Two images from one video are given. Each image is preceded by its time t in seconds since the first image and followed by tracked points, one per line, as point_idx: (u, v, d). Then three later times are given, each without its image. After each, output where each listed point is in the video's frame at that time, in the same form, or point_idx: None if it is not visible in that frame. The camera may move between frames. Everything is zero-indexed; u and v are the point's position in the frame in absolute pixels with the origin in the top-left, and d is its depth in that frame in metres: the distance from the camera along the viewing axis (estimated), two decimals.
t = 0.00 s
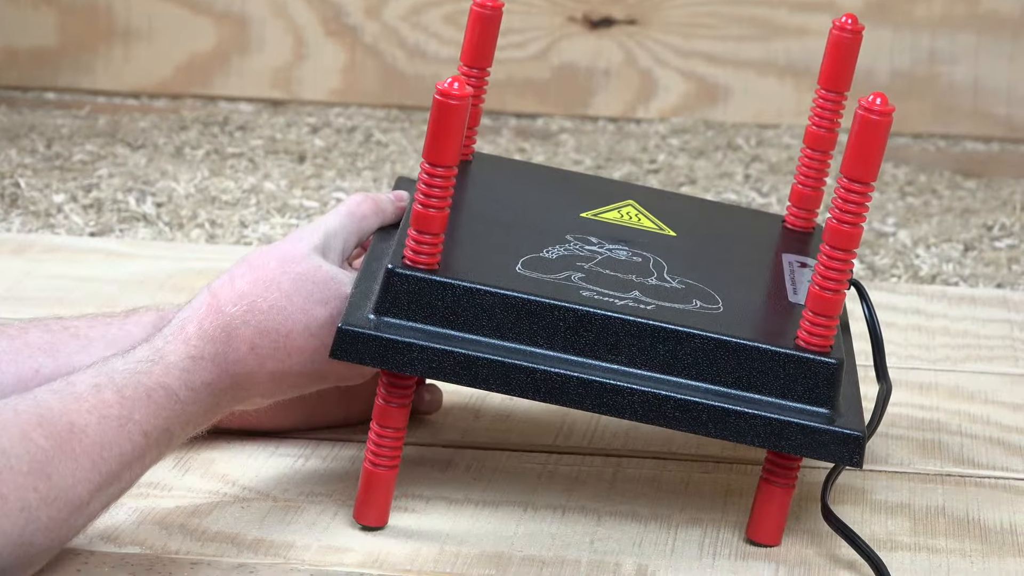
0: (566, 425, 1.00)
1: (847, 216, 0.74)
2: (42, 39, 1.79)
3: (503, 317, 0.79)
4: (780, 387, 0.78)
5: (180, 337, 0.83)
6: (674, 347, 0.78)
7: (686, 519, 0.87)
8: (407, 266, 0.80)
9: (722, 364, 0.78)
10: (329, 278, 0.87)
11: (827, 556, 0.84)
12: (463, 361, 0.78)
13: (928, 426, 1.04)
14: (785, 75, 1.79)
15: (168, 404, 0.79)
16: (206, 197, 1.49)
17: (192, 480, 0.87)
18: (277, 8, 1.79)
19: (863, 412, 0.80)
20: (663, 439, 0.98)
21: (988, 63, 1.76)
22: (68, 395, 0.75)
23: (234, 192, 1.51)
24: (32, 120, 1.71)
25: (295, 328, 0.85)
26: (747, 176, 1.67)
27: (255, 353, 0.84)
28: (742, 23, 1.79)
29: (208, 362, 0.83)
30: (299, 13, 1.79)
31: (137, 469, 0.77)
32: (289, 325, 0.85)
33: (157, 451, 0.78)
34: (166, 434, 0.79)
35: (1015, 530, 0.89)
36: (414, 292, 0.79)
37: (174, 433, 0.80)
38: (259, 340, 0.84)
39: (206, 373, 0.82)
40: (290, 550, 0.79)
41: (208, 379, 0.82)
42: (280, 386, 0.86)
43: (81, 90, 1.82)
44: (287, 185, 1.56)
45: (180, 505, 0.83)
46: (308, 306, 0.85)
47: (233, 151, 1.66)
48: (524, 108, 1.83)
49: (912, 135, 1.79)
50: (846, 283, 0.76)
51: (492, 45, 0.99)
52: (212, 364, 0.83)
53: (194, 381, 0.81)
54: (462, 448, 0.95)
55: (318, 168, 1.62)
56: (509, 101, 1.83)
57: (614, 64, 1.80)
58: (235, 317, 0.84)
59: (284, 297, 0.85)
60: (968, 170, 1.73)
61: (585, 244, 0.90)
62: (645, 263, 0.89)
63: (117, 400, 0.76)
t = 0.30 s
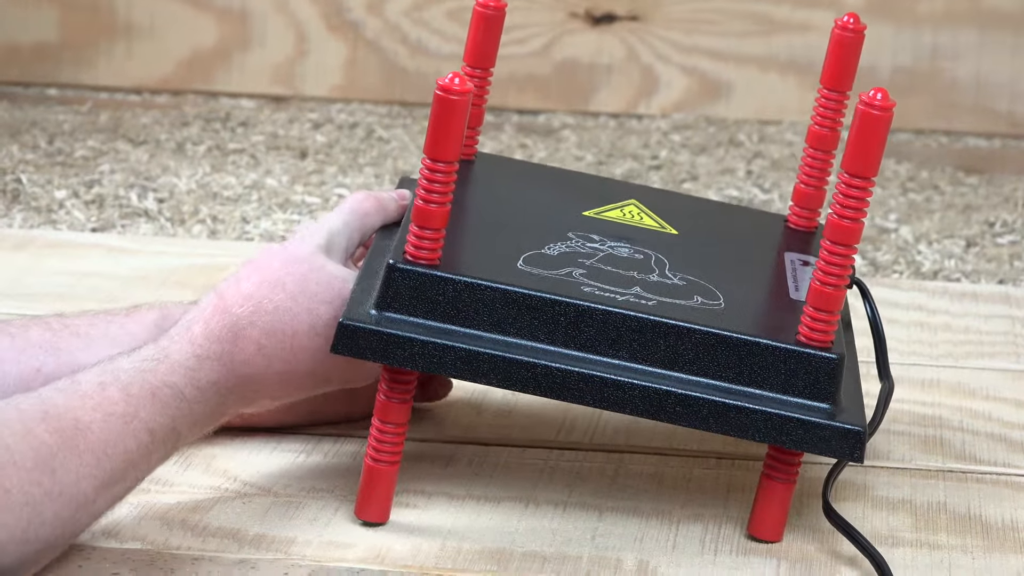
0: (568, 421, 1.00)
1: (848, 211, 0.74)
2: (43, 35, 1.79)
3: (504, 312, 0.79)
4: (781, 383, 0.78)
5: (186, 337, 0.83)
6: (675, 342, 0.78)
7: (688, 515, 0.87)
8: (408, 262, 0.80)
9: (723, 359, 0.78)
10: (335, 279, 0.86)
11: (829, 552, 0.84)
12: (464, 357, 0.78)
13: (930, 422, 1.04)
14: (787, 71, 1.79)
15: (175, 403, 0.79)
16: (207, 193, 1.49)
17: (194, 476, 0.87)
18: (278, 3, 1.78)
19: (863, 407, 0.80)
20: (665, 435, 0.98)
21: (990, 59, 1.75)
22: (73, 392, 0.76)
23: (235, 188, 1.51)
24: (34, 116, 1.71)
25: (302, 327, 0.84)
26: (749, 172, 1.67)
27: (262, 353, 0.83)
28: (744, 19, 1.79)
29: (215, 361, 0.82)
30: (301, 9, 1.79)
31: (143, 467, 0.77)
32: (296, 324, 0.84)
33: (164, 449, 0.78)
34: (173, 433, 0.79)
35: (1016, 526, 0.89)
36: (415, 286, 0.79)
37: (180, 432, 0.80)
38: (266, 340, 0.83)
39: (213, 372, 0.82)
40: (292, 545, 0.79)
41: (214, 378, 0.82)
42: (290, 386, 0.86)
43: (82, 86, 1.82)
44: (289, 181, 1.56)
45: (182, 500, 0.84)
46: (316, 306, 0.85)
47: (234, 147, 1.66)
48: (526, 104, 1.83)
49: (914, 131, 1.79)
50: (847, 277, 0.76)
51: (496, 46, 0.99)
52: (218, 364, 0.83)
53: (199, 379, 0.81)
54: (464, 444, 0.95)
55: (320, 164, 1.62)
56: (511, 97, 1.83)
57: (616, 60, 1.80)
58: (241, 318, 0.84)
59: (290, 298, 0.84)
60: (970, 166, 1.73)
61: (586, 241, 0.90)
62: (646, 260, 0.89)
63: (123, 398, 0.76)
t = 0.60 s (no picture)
0: (565, 425, 1.00)
1: (836, 201, 0.75)
2: (43, 39, 1.79)
3: (499, 310, 0.79)
4: (777, 372, 0.78)
5: (198, 363, 0.86)
6: (669, 336, 0.78)
7: (686, 520, 0.87)
8: (403, 263, 0.80)
9: (718, 352, 0.78)
10: (337, 308, 0.89)
11: (828, 556, 0.84)
12: (460, 354, 0.78)
13: (928, 427, 1.04)
14: (786, 75, 1.79)
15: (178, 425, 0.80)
16: (206, 197, 1.49)
17: (193, 481, 0.87)
18: (278, 7, 1.79)
19: (860, 397, 0.80)
20: (663, 439, 0.98)
21: (989, 62, 1.75)
22: (82, 406, 0.76)
23: (234, 192, 1.51)
24: (33, 119, 1.71)
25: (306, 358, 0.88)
26: (748, 175, 1.67)
27: (270, 384, 0.87)
28: (743, 23, 1.79)
29: (224, 389, 0.85)
30: (300, 13, 1.79)
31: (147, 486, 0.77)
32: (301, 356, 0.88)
33: (167, 473, 0.78)
34: (179, 457, 0.80)
35: (1015, 531, 0.89)
36: (410, 287, 0.79)
37: (185, 457, 0.80)
38: (274, 371, 0.87)
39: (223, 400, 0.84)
40: (290, 551, 0.79)
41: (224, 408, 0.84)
42: (292, 417, 0.90)
43: (81, 90, 1.82)
44: (288, 185, 1.55)
45: (180, 506, 0.83)
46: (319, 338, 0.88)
47: (233, 151, 1.66)
48: (526, 107, 1.83)
49: (914, 134, 1.79)
50: (838, 268, 0.77)
51: (489, 71, 1.00)
52: (228, 392, 0.85)
53: (207, 407, 0.83)
54: (462, 449, 0.95)
55: (319, 168, 1.62)
56: (511, 100, 1.83)
57: (615, 64, 1.80)
58: (252, 348, 0.87)
59: (297, 330, 0.88)
60: (970, 170, 1.72)
61: (581, 250, 0.91)
62: (641, 265, 0.89)
63: (129, 418, 0.77)
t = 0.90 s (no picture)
0: (566, 426, 0.99)
1: (836, 201, 0.74)
2: (43, 40, 1.79)
3: (500, 311, 0.79)
4: (778, 373, 0.78)
5: (197, 366, 0.85)
6: (670, 337, 0.78)
7: (687, 520, 0.87)
8: (403, 264, 0.80)
9: (719, 353, 0.78)
10: (336, 312, 0.89)
11: (829, 557, 0.84)
12: (461, 355, 0.78)
13: (929, 428, 1.04)
14: (786, 76, 1.79)
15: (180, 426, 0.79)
16: (207, 199, 1.49)
17: (194, 482, 0.87)
18: (278, 9, 1.79)
19: (861, 398, 0.80)
20: (664, 440, 0.98)
21: (989, 63, 1.76)
22: (84, 409, 0.76)
23: (235, 194, 1.51)
24: (33, 121, 1.71)
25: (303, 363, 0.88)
26: (748, 177, 1.67)
27: (269, 389, 0.86)
28: (743, 24, 1.79)
29: (224, 392, 0.84)
30: (301, 15, 1.79)
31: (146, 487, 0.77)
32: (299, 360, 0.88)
33: (169, 475, 0.78)
34: (180, 460, 0.79)
35: (1016, 531, 0.89)
36: (411, 288, 0.79)
37: (186, 460, 0.80)
38: (273, 376, 0.87)
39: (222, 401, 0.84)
40: (291, 551, 0.79)
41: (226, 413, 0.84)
42: (290, 420, 0.90)
43: (81, 92, 1.82)
44: (289, 186, 1.55)
45: (182, 506, 0.83)
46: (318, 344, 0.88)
47: (234, 153, 1.66)
48: (526, 109, 1.83)
49: (914, 136, 1.79)
50: (839, 268, 0.76)
51: (489, 72, 1.00)
52: (227, 395, 0.84)
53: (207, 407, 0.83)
54: (462, 450, 0.95)
55: (320, 170, 1.62)
56: (511, 102, 1.83)
57: (616, 65, 1.80)
58: (251, 352, 0.87)
59: (296, 334, 0.88)
60: (970, 171, 1.72)
61: (581, 251, 0.91)
62: (641, 266, 0.89)
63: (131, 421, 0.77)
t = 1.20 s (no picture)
0: (565, 426, 0.99)
1: (843, 212, 0.75)
2: (43, 41, 1.79)
3: (503, 317, 0.79)
4: (780, 384, 0.78)
5: (185, 365, 0.85)
6: (673, 345, 0.78)
7: (687, 521, 0.86)
8: (406, 267, 0.80)
9: (722, 362, 0.78)
10: (323, 312, 0.91)
11: (827, 558, 0.83)
12: (463, 360, 0.78)
13: (928, 428, 1.04)
14: (786, 77, 1.79)
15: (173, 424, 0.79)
16: (206, 199, 1.49)
17: (193, 483, 0.87)
18: (278, 9, 1.79)
19: (862, 408, 0.80)
20: (663, 441, 0.98)
21: (989, 64, 1.76)
22: (72, 411, 0.75)
23: (234, 194, 1.51)
24: (33, 122, 1.71)
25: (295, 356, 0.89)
26: (748, 177, 1.67)
27: (257, 389, 0.87)
28: (743, 25, 1.79)
29: (212, 391, 0.84)
30: (301, 15, 1.79)
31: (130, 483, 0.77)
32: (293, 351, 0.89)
33: (159, 476, 0.78)
34: (169, 459, 0.79)
35: (1015, 532, 0.89)
36: (414, 291, 0.79)
37: (175, 460, 0.80)
38: (261, 376, 0.87)
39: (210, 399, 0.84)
40: (290, 552, 0.79)
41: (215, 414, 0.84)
42: (283, 423, 0.90)
43: (81, 92, 1.82)
44: (288, 186, 1.56)
45: (181, 506, 0.83)
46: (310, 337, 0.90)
47: (233, 153, 1.66)
48: (526, 110, 1.83)
49: (913, 136, 1.79)
50: (844, 278, 0.76)
51: (495, 69, 1.00)
52: (215, 395, 0.84)
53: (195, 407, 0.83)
54: (462, 450, 0.95)
55: (319, 170, 1.62)
56: (511, 103, 1.83)
57: (615, 66, 1.80)
58: (239, 352, 0.87)
59: (284, 334, 0.89)
60: (970, 171, 1.72)
61: (585, 253, 0.91)
62: (644, 270, 0.89)
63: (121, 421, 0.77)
